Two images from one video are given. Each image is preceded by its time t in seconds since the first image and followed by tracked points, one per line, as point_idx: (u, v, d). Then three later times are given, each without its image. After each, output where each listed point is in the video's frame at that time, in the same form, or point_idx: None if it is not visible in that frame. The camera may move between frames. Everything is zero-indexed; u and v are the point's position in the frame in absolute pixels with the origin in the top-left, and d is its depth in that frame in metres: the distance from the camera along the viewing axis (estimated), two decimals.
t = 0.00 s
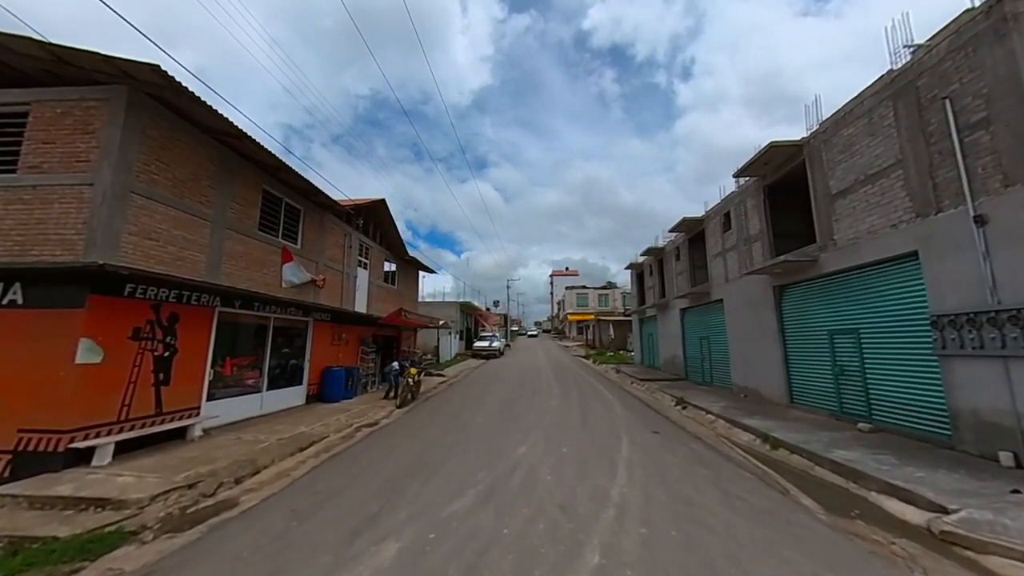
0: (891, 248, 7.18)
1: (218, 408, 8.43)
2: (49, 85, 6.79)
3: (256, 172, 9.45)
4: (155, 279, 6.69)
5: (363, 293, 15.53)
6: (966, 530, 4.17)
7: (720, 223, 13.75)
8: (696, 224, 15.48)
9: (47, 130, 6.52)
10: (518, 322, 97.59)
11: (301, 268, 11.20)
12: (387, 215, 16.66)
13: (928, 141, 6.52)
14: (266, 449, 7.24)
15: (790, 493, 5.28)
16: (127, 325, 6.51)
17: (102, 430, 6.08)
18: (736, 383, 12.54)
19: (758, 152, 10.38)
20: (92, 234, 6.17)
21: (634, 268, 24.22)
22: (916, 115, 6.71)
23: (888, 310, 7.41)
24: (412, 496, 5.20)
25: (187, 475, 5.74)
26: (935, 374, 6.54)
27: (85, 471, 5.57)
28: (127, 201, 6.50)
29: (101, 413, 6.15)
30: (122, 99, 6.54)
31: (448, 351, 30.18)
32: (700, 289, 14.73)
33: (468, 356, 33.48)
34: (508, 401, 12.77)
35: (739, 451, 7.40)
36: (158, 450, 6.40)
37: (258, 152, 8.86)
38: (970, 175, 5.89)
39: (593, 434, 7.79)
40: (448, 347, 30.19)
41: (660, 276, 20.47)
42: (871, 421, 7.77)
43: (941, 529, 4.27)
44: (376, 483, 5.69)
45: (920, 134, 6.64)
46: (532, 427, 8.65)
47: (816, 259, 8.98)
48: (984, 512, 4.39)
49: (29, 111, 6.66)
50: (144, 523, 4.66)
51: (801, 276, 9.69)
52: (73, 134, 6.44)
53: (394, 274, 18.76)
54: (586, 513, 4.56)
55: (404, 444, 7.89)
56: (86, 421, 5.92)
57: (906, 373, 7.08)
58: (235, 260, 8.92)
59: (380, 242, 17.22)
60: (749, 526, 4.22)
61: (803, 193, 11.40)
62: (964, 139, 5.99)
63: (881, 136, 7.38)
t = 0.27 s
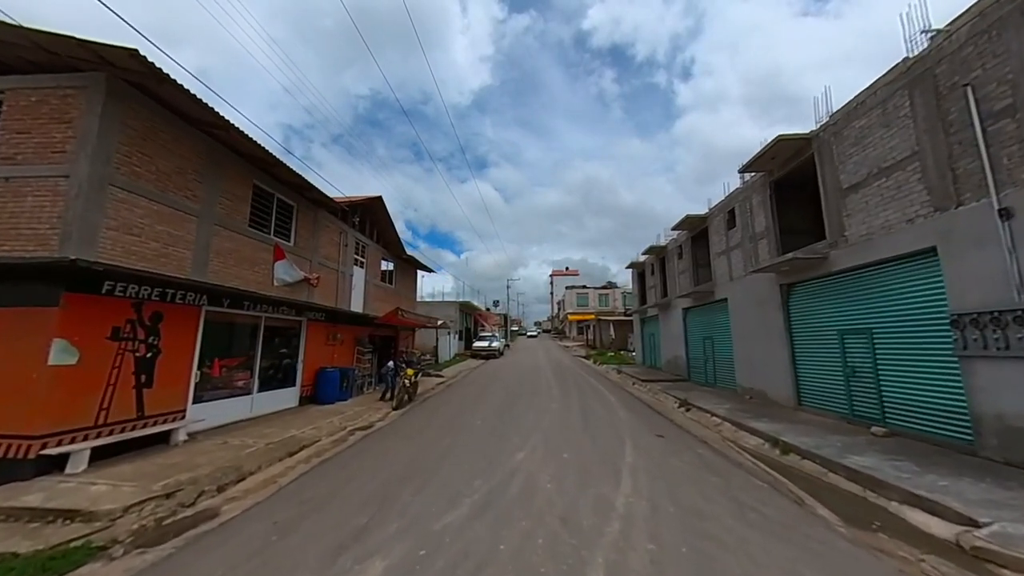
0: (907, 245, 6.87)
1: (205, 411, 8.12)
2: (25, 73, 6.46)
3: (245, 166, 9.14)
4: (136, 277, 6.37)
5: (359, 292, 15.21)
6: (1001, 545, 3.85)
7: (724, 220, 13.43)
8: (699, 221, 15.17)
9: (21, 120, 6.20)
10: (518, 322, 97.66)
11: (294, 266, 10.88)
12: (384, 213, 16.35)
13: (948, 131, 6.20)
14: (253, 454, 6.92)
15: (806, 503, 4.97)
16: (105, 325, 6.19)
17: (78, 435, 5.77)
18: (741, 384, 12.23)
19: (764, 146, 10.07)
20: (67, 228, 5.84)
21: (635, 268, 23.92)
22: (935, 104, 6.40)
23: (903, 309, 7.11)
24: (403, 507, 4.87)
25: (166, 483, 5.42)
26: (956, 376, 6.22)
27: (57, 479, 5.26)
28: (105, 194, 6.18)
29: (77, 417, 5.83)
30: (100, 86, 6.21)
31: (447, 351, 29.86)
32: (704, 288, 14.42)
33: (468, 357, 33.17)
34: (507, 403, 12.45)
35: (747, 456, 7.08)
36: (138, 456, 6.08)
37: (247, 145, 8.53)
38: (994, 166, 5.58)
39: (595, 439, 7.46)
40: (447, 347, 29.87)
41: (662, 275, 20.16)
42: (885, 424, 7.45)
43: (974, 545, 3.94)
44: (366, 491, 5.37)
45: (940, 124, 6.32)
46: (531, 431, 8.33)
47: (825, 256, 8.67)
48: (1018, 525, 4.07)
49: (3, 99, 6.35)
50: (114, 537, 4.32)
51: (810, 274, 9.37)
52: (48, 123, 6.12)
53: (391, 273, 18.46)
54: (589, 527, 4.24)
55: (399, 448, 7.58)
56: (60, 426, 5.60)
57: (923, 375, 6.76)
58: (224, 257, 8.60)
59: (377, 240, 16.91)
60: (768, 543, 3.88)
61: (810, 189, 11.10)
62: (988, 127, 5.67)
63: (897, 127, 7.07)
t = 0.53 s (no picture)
0: (924, 240, 6.57)
1: (192, 414, 7.82)
2: None
3: (235, 160, 8.83)
4: (116, 274, 6.06)
5: (356, 291, 14.90)
6: None
7: (729, 217, 13.13)
8: (702, 219, 14.87)
9: None
10: (518, 322, 97.34)
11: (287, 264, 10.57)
12: (381, 210, 16.05)
13: (970, 120, 5.91)
14: (240, 459, 6.62)
15: (823, 514, 4.67)
16: (82, 324, 5.89)
17: (54, 440, 5.47)
18: (746, 385, 11.93)
19: (771, 141, 9.75)
20: (41, 222, 5.53)
21: (637, 267, 23.62)
22: (956, 92, 6.10)
23: (920, 307, 6.81)
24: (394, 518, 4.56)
25: (143, 492, 5.11)
26: (979, 378, 5.92)
27: (28, 488, 4.95)
28: (84, 186, 5.88)
29: (52, 421, 5.53)
30: (77, 72, 5.90)
31: (446, 351, 29.55)
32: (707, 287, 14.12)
33: (467, 357, 32.85)
34: (506, 405, 12.15)
35: (756, 461, 6.79)
36: (118, 462, 5.78)
37: (235, 137, 8.22)
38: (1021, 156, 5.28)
39: (598, 443, 7.16)
40: (446, 347, 29.55)
41: (664, 274, 19.85)
42: (900, 428, 7.15)
43: (1013, 563, 3.63)
44: (356, 500, 5.07)
45: (961, 113, 6.03)
46: (531, 435, 8.03)
47: (836, 253, 8.36)
48: None
49: None
50: (83, 552, 4.01)
51: (819, 272, 9.07)
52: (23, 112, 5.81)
53: (389, 272, 18.16)
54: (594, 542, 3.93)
55: (393, 452, 7.27)
56: (34, 431, 5.29)
57: (942, 377, 6.46)
58: (213, 254, 8.30)
59: (375, 239, 16.61)
60: (789, 561, 3.57)
61: (818, 185, 10.80)
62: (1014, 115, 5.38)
63: (913, 118, 6.77)
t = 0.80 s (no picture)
0: (943, 236, 6.30)
1: (179, 417, 7.54)
2: None
3: (225, 154, 8.55)
4: (96, 271, 5.78)
5: (353, 290, 14.62)
6: None
7: (733, 215, 12.85)
8: (705, 217, 14.58)
9: None
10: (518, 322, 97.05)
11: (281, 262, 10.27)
12: (379, 208, 15.75)
13: (993, 110, 5.64)
14: (227, 465, 6.34)
15: (843, 525, 4.38)
16: (60, 324, 5.60)
17: (29, 446, 5.18)
18: (751, 387, 11.65)
19: (778, 135, 9.45)
20: (15, 216, 5.24)
21: (638, 266, 23.33)
22: (977, 81, 5.83)
23: (938, 306, 6.55)
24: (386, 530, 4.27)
25: (121, 501, 4.82)
26: (1003, 380, 5.66)
27: None
28: (62, 179, 5.60)
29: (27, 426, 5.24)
30: (54, 59, 5.61)
31: (445, 351, 29.23)
32: (711, 286, 13.82)
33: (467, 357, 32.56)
34: (506, 406, 11.87)
35: (766, 467, 6.51)
36: (97, 469, 5.50)
37: (224, 129, 7.94)
38: None
39: (601, 448, 6.88)
40: (445, 347, 29.25)
41: (666, 273, 19.56)
42: (915, 431, 6.88)
43: None
44: (347, 510, 4.78)
45: (983, 102, 5.75)
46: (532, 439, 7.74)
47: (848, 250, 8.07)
48: None
49: None
50: (50, 568, 3.72)
51: (829, 270, 8.79)
52: None
53: (387, 272, 17.88)
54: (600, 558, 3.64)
55: (388, 457, 6.99)
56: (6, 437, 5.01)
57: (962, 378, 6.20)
58: (202, 251, 8.01)
59: (372, 237, 16.32)
60: None
61: (826, 180, 10.51)
62: None
63: (930, 109, 6.50)
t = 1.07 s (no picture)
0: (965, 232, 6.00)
1: (165, 421, 7.23)
2: None
3: (214, 147, 8.25)
4: (75, 268, 5.49)
5: (349, 290, 14.32)
6: None
7: (739, 212, 12.55)
8: (710, 214, 14.29)
9: None
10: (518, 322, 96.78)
11: (274, 260, 9.97)
12: (376, 206, 15.46)
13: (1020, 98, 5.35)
14: (213, 471, 6.04)
15: (867, 540, 4.08)
16: (34, 323, 5.31)
17: None
18: (758, 389, 11.34)
19: (787, 128, 9.13)
20: None
21: (640, 265, 23.04)
22: (1003, 67, 5.54)
23: (960, 305, 6.26)
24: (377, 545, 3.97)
25: (95, 512, 4.52)
26: None
27: None
28: (37, 170, 5.31)
29: None
30: (27, 43, 5.30)
31: (445, 351, 28.93)
32: (715, 285, 13.53)
33: (466, 357, 32.24)
34: (506, 409, 11.55)
35: (778, 474, 6.21)
36: (74, 477, 5.21)
37: (213, 121, 7.65)
38: None
39: (606, 454, 6.57)
40: (445, 347, 28.94)
41: (668, 272, 19.25)
42: (934, 435, 6.59)
43: None
44: (336, 522, 4.49)
45: (1009, 90, 5.47)
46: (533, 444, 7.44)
47: (860, 246, 7.78)
48: None
49: None
50: None
51: (840, 267, 8.48)
52: None
53: (385, 271, 17.58)
54: None
55: (382, 463, 6.69)
56: None
57: (985, 380, 5.91)
58: (191, 248, 7.72)
59: (369, 235, 16.02)
60: None
61: (835, 176, 10.21)
62: None
63: (950, 98, 6.21)
